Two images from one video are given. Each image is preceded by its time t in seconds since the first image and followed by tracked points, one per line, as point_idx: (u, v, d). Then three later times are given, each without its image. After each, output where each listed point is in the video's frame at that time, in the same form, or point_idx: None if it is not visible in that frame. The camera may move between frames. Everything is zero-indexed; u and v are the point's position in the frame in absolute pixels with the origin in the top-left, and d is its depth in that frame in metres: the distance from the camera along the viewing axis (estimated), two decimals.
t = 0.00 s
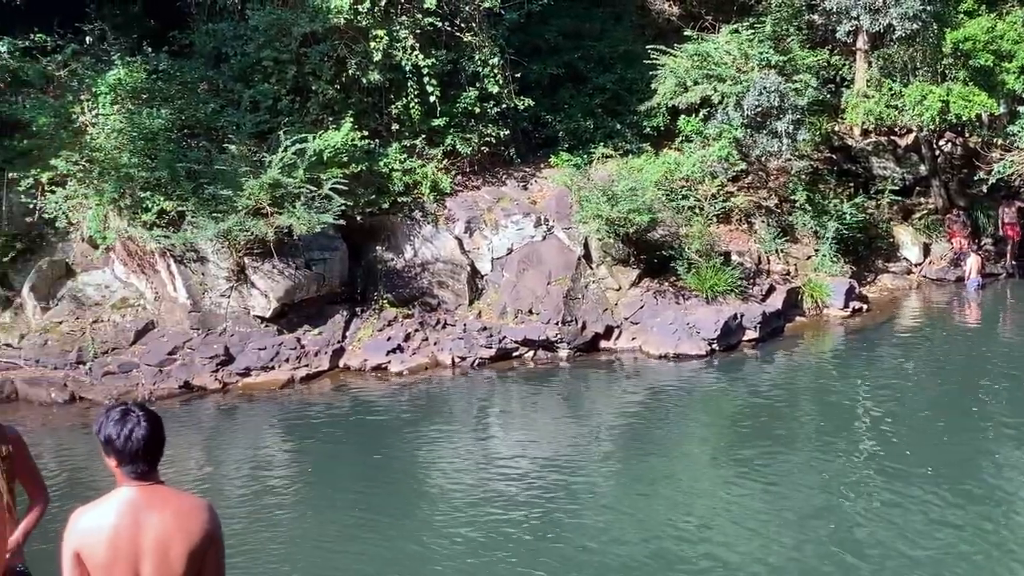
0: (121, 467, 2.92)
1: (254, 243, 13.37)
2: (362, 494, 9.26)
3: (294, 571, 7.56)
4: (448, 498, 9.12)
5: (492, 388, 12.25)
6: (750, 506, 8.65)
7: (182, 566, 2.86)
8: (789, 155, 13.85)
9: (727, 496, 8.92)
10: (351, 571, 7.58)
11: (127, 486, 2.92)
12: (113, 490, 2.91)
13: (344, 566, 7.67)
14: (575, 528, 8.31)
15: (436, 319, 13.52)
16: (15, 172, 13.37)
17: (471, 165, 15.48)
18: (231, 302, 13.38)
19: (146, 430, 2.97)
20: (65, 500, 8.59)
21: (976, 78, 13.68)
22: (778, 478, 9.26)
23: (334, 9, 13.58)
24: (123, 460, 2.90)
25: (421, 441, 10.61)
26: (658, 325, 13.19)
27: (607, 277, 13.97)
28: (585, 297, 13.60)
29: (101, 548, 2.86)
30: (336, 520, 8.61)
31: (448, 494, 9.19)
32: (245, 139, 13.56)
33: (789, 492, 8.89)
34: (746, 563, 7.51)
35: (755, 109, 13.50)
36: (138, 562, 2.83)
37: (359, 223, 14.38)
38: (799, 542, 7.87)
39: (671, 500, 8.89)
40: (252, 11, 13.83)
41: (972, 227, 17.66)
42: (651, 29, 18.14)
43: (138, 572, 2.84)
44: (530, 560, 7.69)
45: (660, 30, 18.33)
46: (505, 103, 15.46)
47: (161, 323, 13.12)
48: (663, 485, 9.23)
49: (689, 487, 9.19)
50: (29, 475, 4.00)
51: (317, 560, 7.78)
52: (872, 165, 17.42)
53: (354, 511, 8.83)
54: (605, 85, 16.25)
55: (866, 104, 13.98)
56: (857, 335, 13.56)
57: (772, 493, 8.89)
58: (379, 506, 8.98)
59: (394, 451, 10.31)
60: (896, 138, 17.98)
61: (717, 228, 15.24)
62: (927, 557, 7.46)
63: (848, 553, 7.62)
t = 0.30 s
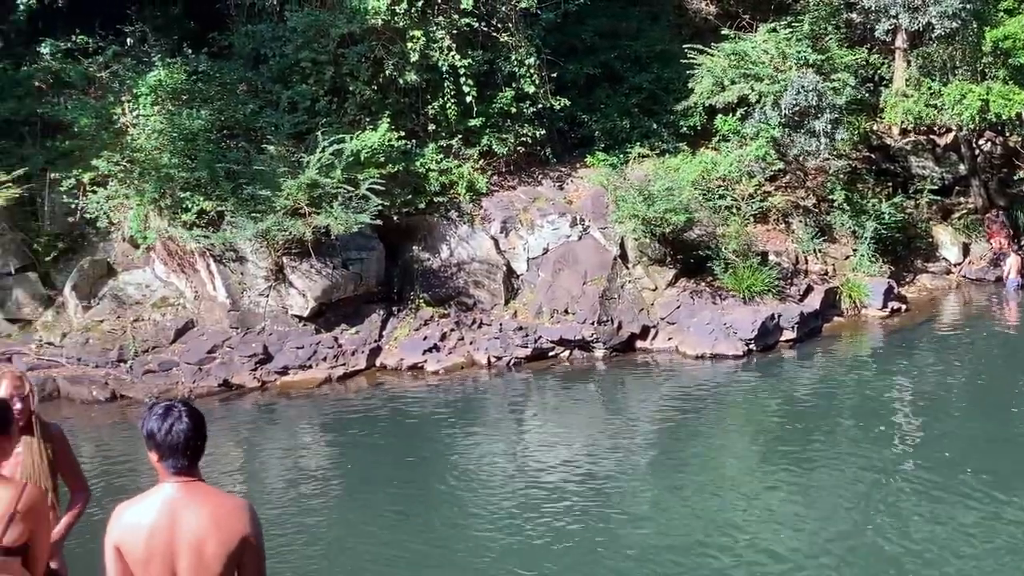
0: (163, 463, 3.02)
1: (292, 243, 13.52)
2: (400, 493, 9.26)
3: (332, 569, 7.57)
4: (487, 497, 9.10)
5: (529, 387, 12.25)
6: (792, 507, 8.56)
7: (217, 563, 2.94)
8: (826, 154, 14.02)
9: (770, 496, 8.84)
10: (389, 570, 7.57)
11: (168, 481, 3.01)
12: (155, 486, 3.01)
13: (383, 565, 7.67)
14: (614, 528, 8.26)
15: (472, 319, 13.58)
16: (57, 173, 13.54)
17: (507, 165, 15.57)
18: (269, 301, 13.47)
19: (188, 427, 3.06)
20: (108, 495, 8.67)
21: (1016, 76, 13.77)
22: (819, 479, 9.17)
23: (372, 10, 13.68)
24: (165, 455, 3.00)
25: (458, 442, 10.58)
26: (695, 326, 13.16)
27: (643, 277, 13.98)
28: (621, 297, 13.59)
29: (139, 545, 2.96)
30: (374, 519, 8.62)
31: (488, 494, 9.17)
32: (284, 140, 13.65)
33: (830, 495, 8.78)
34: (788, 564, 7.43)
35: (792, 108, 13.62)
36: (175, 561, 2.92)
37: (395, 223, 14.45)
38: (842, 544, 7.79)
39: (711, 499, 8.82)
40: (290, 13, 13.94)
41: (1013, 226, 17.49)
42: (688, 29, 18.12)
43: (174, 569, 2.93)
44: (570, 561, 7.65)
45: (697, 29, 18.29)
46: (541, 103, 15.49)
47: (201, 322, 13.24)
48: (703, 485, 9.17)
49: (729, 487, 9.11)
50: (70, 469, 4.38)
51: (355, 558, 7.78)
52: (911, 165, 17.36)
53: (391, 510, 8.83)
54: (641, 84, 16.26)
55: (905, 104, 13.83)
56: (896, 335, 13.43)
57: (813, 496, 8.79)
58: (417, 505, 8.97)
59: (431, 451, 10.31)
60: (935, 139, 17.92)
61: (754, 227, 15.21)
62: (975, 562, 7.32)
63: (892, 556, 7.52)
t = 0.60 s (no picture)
0: (201, 460, 2.97)
1: (329, 242, 13.56)
2: (435, 489, 9.18)
3: (369, 564, 7.48)
4: (525, 494, 8.98)
5: (564, 385, 12.20)
6: (833, 502, 8.45)
7: (251, 563, 2.91)
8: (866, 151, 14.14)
9: (812, 494, 8.68)
10: (426, 566, 7.47)
11: (206, 479, 2.97)
12: (194, 481, 2.98)
13: (419, 561, 7.57)
14: (654, 525, 8.11)
15: (508, 318, 13.58)
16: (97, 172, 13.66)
17: (543, 164, 15.60)
18: (306, 299, 13.55)
19: (226, 425, 2.98)
20: (148, 491, 8.67)
21: None
22: (860, 476, 9.03)
23: (409, 9, 13.80)
24: (200, 455, 2.94)
25: (494, 440, 10.49)
26: (733, 325, 13.09)
27: (680, 276, 13.97)
28: (657, 296, 13.54)
29: (176, 539, 2.94)
30: (409, 514, 8.54)
31: (525, 488, 9.12)
32: (321, 139, 13.68)
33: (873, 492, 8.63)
34: (833, 563, 7.27)
35: (832, 105, 13.76)
36: (211, 557, 2.90)
37: (432, 222, 14.51)
38: (887, 543, 7.61)
39: (752, 497, 8.67)
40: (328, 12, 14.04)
41: None
42: (726, 26, 18.03)
43: (210, 565, 2.91)
44: (610, 558, 7.51)
45: (735, 26, 18.17)
46: (578, 101, 15.45)
47: (239, 321, 13.30)
48: (744, 482, 9.02)
49: (768, 485, 8.95)
50: (122, 468, 4.23)
51: (391, 555, 7.69)
52: (952, 163, 17.01)
53: (427, 507, 8.74)
54: (679, 82, 16.25)
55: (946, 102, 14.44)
56: (937, 335, 13.28)
57: (855, 491, 8.65)
58: (452, 502, 8.87)
59: (467, 447, 10.26)
60: (977, 137, 17.47)
61: (792, 226, 15.15)
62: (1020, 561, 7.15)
63: (939, 556, 7.34)
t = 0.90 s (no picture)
0: (236, 454, 2.92)
1: (368, 239, 13.67)
2: (473, 487, 9.11)
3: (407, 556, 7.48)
4: (565, 492, 8.89)
5: (601, 384, 12.20)
6: (875, 499, 8.36)
7: (289, 556, 2.86)
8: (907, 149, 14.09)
9: (858, 494, 8.52)
10: (466, 558, 7.47)
11: (244, 473, 2.92)
12: (230, 475, 2.93)
13: (460, 558, 7.47)
14: (694, 520, 8.07)
15: (546, 316, 13.63)
16: (139, 170, 13.80)
17: (581, 163, 15.63)
18: (345, 297, 13.58)
19: (261, 419, 2.93)
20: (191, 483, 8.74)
21: None
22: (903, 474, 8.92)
23: (447, 8, 13.82)
24: (235, 448, 2.89)
25: (532, 437, 10.46)
26: (772, 324, 13.04)
27: (719, 275, 13.95)
28: (696, 296, 13.50)
29: (212, 533, 2.88)
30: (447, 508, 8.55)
31: (565, 484, 9.09)
32: (359, 138, 13.74)
33: (917, 490, 8.52)
34: (876, 558, 7.19)
35: (873, 104, 13.77)
36: (249, 550, 2.85)
37: (470, 220, 14.61)
38: (936, 543, 7.44)
39: (795, 494, 8.58)
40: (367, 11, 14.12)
41: None
42: (766, 23, 18.08)
43: (247, 559, 2.86)
44: (652, 555, 7.42)
45: (775, 24, 18.20)
46: (616, 99, 15.45)
47: (277, 318, 13.31)
48: (787, 482, 8.89)
49: (810, 481, 8.89)
50: (173, 462, 4.12)
51: (431, 551, 7.61)
52: (994, 161, 16.73)
53: (466, 504, 8.66)
54: (718, 80, 16.18)
55: (990, 99, 14.51)
56: (978, 335, 13.13)
57: (899, 489, 8.55)
58: (491, 499, 8.78)
59: (505, 444, 10.25)
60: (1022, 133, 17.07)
61: (833, 224, 15.12)
62: None
63: (984, 554, 7.20)
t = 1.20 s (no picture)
0: (273, 449, 2.87)
1: (406, 238, 13.69)
2: (514, 484, 9.10)
3: (448, 550, 7.53)
4: (608, 490, 8.86)
5: (639, 381, 12.20)
6: (918, 498, 8.30)
7: (331, 548, 2.81)
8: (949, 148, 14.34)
9: (904, 494, 8.44)
10: (508, 552, 7.51)
11: (279, 467, 2.87)
12: (266, 471, 2.87)
13: (502, 551, 7.51)
14: (737, 517, 8.06)
15: (584, 315, 13.64)
16: (181, 168, 13.96)
17: (620, 161, 15.65)
18: (383, 295, 13.60)
19: (296, 412, 2.90)
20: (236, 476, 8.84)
21: None
22: (948, 475, 8.84)
23: (487, 6, 14.02)
24: (272, 441, 2.85)
25: (573, 434, 10.46)
26: (812, 324, 12.99)
27: (759, 274, 13.99)
28: (735, 295, 13.46)
29: (252, 529, 2.82)
30: (489, 503, 8.59)
31: (605, 481, 9.09)
32: (398, 136, 13.85)
33: (961, 489, 8.44)
34: (920, 556, 7.15)
35: (915, 101, 13.93)
36: (291, 544, 2.79)
37: (509, 219, 14.64)
38: (980, 542, 7.37)
39: (838, 492, 8.54)
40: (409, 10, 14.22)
41: None
42: (807, 20, 17.95)
43: (288, 552, 2.80)
44: (694, 550, 7.42)
45: (816, 21, 18.13)
46: (655, 97, 15.46)
47: (317, 315, 13.38)
48: (831, 481, 8.82)
49: (854, 480, 8.85)
50: (222, 460, 3.90)
51: (473, 547, 7.60)
52: None
53: (508, 501, 8.64)
54: (759, 77, 16.19)
55: None
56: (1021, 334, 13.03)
57: (943, 489, 8.48)
58: (533, 496, 8.77)
59: (546, 441, 10.26)
60: None
61: (874, 223, 15.08)
62: None
63: None
